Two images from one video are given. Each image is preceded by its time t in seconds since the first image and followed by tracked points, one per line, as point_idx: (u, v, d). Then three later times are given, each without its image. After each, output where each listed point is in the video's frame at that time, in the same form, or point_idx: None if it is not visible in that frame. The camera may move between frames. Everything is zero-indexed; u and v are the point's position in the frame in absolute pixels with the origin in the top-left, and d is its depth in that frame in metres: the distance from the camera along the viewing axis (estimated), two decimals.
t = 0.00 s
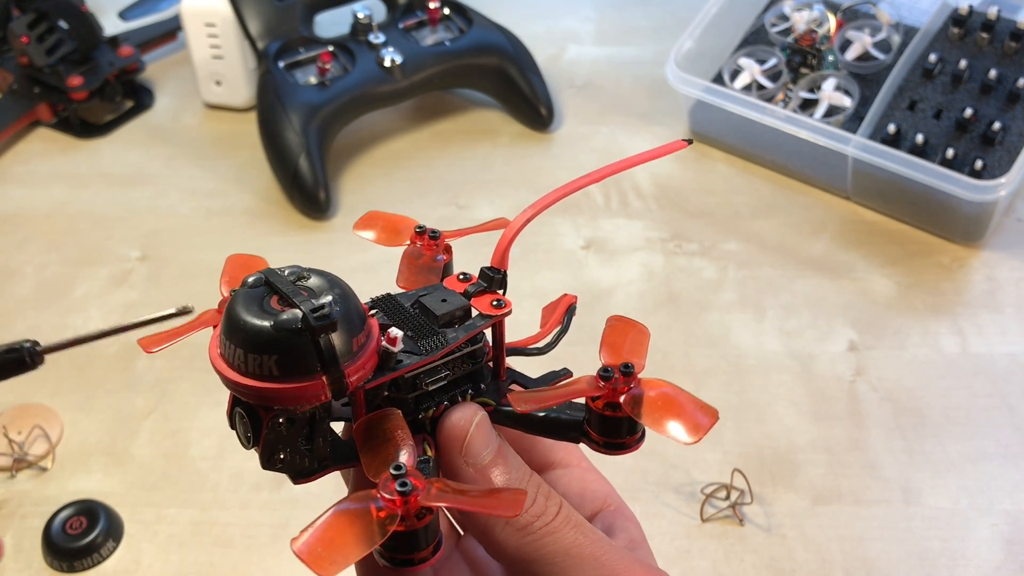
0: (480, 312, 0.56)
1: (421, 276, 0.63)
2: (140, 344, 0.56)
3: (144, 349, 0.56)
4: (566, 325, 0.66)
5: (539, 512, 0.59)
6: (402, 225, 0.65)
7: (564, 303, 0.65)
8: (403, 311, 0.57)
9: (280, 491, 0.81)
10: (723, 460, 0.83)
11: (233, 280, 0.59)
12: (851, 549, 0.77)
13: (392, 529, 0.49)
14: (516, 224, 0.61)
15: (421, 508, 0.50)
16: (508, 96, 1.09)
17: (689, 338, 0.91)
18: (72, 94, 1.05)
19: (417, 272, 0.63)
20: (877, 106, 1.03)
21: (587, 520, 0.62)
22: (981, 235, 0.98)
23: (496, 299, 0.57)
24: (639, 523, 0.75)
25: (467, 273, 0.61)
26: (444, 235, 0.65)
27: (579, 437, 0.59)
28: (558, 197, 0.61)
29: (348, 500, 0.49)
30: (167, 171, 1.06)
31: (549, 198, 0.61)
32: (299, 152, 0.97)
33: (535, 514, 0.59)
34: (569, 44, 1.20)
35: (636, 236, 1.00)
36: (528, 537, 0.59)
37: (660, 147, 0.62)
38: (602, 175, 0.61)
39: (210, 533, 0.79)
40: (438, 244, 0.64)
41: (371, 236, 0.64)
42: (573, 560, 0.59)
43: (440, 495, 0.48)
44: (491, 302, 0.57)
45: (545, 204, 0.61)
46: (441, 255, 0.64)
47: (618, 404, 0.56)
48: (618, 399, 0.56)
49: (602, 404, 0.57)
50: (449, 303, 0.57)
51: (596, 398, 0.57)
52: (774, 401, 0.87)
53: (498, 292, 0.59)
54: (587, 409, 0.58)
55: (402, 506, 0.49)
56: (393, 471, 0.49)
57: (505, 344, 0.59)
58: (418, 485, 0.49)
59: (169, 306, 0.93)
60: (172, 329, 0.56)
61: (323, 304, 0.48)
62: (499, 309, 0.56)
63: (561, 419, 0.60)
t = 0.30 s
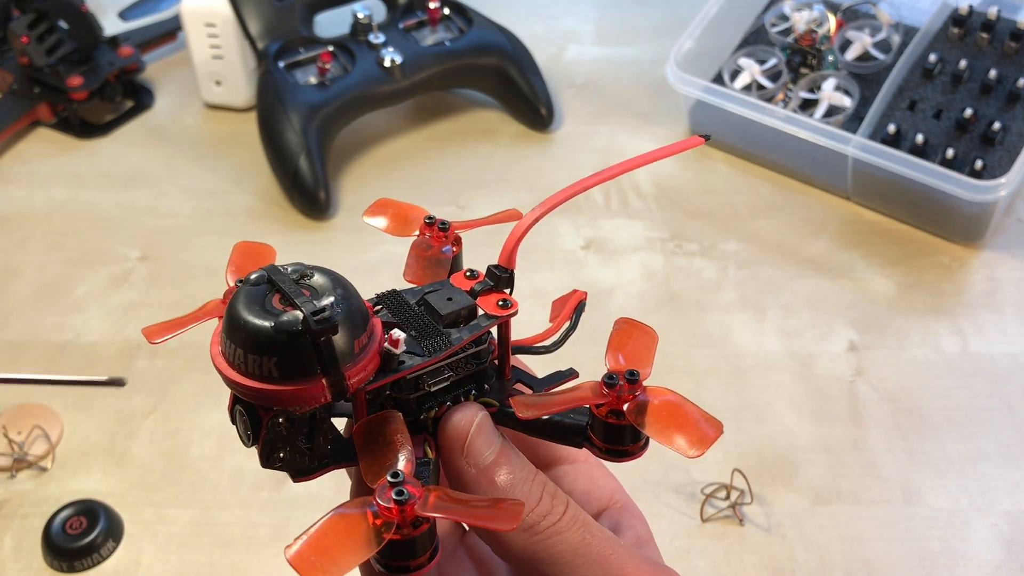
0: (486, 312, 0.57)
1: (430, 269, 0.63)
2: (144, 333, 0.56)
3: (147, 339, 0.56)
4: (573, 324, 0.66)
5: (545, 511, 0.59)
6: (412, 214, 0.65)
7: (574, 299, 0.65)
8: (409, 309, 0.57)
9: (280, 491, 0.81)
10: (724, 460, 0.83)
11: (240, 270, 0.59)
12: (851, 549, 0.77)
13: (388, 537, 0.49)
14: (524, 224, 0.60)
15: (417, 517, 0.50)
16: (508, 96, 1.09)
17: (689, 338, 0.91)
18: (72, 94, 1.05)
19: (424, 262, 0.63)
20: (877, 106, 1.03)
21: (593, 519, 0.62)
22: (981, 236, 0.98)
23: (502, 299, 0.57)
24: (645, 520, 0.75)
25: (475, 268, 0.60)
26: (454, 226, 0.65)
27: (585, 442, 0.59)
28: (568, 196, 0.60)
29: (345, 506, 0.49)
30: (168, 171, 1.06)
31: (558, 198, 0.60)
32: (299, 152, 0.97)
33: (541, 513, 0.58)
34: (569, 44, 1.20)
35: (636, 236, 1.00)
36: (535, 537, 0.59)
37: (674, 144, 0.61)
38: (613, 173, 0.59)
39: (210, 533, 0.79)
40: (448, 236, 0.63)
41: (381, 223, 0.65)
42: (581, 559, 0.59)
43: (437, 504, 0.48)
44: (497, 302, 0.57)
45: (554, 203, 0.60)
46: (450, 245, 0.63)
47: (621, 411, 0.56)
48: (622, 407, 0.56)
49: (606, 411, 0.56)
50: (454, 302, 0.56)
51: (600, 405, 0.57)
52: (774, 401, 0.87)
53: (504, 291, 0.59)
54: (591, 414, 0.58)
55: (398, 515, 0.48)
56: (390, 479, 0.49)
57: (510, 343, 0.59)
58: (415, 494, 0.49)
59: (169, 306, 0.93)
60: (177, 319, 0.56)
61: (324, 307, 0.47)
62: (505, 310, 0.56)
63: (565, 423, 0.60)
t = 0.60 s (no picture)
0: (510, 300, 0.55)
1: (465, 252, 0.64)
2: (177, 288, 0.56)
3: (178, 292, 0.55)
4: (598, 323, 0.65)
5: (560, 499, 0.58)
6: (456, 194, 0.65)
7: (608, 294, 0.63)
8: (434, 288, 0.56)
9: (280, 491, 0.81)
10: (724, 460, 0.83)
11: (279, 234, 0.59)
12: (851, 549, 0.78)
13: (379, 516, 0.49)
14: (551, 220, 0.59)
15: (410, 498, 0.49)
16: (508, 96, 1.09)
17: (689, 338, 0.91)
18: (73, 95, 1.05)
19: (466, 246, 0.63)
20: (877, 106, 1.03)
21: (610, 509, 0.61)
22: (981, 235, 0.98)
23: (527, 288, 0.56)
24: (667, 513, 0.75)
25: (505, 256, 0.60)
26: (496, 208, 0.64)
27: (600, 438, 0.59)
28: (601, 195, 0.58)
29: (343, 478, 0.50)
30: (167, 172, 1.06)
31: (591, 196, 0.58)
32: (299, 152, 0.97)
33: (555, 501, 0.58)
34: (569, 44, 1.20)
35: (636, 236, 1.00)
36: (548, 525, 0.58)
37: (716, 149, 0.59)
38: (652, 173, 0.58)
39: (210, 533, 0.79)
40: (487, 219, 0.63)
41: (424, 201, 0.65)
42: (597, 548, 0.59)
43: (430, 488, 0.48)
44: (521, 292, 0.56)
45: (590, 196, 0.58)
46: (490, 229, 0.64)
47: (634, 414, 0.56)
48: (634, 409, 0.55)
49: (618, 413, 0.56)
50: (478, 287, 0.56)
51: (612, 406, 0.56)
52: (774, 401, 0.87)
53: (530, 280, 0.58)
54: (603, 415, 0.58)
55: (391, 494, 0.48)
56: (387, 458, 0.49)
57: (532, 334, 0.58)
58: (410, 475, 0.49)
59: (169, 307, 0.93)
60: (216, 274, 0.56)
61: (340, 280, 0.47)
62: (529, 299, 0.55)
63: (578, 420, 0.60)
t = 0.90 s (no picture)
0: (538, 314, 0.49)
1: (516, 203, 0.57)
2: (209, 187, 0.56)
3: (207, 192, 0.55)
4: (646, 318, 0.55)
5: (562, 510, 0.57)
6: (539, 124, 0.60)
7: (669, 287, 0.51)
8: (461, 281, 0.51)
9: (281, 491, 0.82)
10: (724, 460, 0.84)
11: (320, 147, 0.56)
12: (851, 549, 0.79)
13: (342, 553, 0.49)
14: (601, 238, 0.50)
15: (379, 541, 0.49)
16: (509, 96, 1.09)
17: (689, 338, 0.91)
18: (73, 94, 1.05)
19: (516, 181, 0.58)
20: (877, 106, 1.03)
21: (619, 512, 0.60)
22: (982, 235, 0.97)
23: (560, 304, 0.50)
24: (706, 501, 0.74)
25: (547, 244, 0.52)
26: (570, 147, 0.58)
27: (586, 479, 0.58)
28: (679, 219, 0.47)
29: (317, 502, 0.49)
30: (167, 171, 1.06)
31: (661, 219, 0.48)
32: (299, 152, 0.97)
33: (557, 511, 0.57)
34: (569, 44, 1.20)
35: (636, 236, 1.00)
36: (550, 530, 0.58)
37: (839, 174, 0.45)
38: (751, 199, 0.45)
39: (210, 533, 0.79)
40: (552, 167, 0.57)
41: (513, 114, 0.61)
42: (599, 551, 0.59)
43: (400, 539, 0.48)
44: (551, 308, 0.50)
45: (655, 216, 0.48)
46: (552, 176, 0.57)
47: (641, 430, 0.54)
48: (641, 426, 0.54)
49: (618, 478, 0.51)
50: (507, 291, 0.50)
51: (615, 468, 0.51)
52: (774, 401, 0.87)
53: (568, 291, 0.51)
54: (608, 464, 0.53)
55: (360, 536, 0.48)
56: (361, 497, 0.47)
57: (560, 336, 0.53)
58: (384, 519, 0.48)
59: (170, 307, 0.93)
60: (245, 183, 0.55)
61: (341, 302, 0.42)
62: (559, 319, 0.49)
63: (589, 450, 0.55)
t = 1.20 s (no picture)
0: (485, 389, 0.53)
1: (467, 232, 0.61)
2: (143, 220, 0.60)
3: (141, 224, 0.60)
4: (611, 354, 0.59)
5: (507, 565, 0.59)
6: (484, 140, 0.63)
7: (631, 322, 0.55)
8: (402, 350, 0.55)
9: (280, 492, 0.81)
10: (724, 461, 0.84)
11: (249, 170, 0.61)
12: (851, 549, 0.79)
13: None
14: (556, 310, 0.51)
15: None
16: (509, 95, 1.09)
17: (690, 338, 0.91)
18: (72, 95, 1.04)
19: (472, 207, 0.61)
20: (878, 106, 1.03)
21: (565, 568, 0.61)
22: (983, 235, 0.97)
23: (503, 370, 0.53)
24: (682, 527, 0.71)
25: (495, 300, 0.55)
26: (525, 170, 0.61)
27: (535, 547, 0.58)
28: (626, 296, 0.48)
29: None
30: (167, 171, 1.06)
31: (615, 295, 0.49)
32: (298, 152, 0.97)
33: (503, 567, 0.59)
34: (569, 44, 1.19)
35: (636, 236, 1.00)
36: None
37: (813, 239, 0.46)
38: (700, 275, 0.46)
39: (210, 534, 0.79)
40: (508, 194, 0.61)
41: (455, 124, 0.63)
42: None
43: None
44: (495, 374, 0.53)
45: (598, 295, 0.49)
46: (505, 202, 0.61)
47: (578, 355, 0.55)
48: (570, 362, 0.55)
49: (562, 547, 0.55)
50: (449, 358, 0.54)
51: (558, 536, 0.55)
52: (774, 402, 0.87)
53: (514, 352, 0.54)
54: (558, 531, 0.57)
55: None
56: None
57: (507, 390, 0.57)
58: None
59: (169, 307, 0.93)
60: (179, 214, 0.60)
61: (261, 402, 0.48)
62: (504, 390, 0.52)
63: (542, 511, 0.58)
